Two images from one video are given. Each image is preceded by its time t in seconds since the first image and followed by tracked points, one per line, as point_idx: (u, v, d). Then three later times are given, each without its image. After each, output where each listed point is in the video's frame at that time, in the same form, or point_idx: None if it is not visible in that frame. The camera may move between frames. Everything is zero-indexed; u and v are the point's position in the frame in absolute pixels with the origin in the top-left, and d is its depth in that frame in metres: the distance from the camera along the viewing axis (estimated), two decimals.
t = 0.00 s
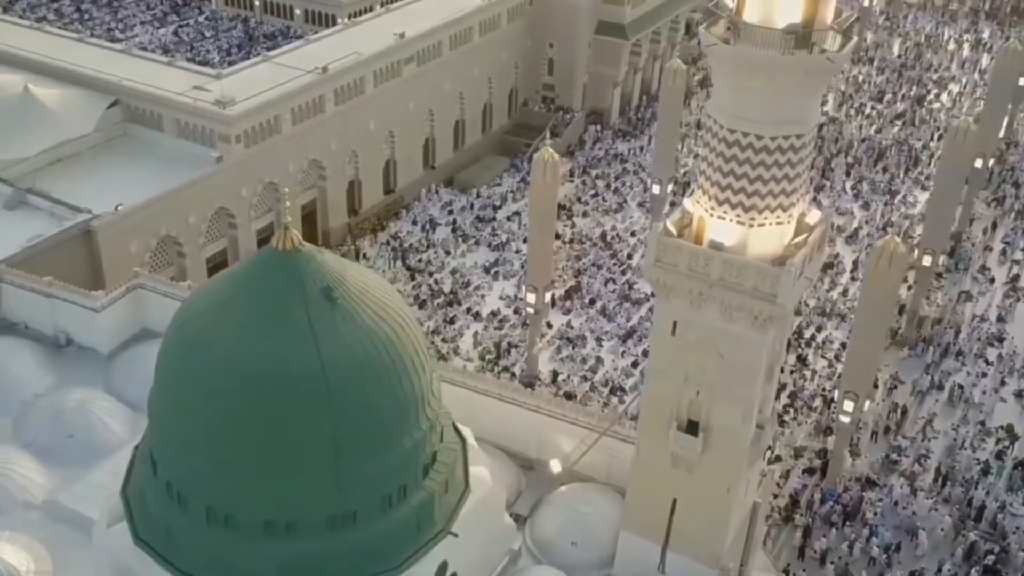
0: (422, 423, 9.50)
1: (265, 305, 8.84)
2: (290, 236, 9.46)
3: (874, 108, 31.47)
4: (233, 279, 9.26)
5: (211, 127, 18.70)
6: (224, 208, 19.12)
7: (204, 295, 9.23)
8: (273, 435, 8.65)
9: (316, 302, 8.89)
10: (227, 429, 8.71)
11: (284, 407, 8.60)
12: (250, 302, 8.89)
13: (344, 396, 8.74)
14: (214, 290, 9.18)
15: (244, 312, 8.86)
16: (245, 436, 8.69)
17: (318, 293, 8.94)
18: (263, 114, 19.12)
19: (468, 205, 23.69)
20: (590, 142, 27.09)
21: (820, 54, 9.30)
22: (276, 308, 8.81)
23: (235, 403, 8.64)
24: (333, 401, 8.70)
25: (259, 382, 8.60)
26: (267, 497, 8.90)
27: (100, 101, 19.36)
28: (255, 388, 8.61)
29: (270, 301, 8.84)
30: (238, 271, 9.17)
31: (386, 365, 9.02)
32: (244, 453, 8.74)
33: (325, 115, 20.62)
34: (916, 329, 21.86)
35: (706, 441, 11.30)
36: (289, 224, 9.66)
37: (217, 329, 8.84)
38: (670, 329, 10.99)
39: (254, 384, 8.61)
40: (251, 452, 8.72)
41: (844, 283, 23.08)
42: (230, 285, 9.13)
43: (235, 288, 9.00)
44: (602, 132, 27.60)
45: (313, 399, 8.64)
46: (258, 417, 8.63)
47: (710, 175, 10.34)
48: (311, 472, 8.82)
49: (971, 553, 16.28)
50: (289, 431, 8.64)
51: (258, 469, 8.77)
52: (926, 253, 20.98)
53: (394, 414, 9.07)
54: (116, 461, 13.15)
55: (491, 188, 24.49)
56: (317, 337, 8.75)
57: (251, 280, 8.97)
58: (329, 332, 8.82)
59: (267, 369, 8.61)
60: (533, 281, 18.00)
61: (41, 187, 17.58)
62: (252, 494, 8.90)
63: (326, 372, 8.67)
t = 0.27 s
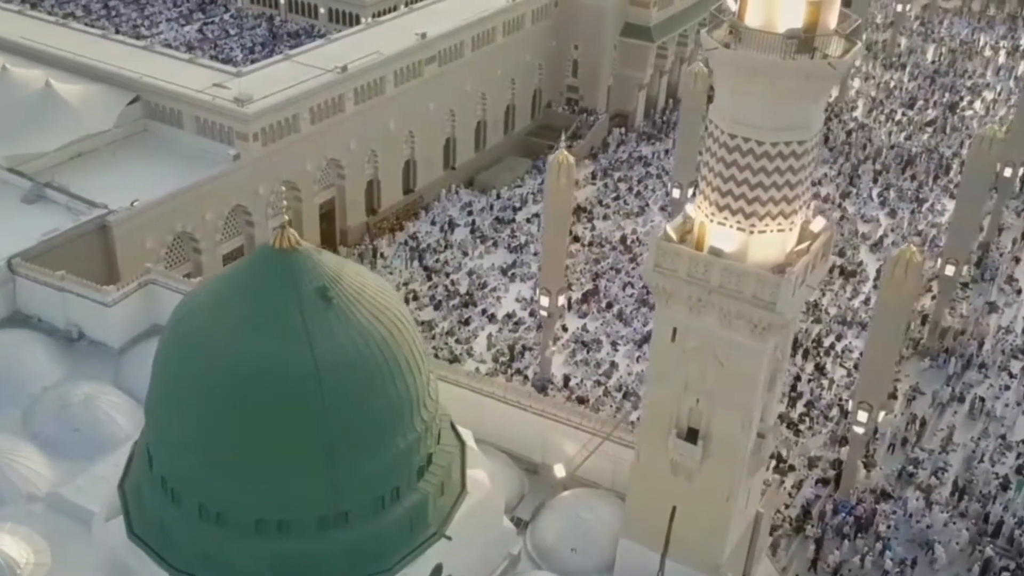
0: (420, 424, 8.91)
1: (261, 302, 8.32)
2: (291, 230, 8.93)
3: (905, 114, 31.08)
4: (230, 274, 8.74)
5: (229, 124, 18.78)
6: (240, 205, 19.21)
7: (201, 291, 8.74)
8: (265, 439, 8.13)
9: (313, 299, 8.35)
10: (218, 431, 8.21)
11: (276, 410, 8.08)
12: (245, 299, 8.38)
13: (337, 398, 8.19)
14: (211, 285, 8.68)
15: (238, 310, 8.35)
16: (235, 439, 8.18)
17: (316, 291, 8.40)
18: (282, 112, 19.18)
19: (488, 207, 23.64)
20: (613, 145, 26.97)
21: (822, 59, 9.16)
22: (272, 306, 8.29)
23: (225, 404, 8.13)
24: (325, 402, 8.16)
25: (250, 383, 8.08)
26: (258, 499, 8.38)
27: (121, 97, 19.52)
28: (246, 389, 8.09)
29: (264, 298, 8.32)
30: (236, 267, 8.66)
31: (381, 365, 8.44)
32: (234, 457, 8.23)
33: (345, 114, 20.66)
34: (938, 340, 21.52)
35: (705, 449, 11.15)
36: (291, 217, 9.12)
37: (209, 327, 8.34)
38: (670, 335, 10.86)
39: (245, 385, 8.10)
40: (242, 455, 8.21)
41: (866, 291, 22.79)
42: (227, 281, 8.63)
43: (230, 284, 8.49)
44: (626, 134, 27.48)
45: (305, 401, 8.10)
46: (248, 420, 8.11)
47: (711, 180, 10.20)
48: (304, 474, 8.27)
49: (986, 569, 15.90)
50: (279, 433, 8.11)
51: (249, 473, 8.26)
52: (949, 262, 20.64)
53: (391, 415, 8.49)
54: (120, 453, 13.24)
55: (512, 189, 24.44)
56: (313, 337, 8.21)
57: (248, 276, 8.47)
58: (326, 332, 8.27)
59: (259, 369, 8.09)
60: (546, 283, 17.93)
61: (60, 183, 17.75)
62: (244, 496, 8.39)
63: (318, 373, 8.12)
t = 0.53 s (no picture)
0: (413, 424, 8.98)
1: (258, 300, 8.47)
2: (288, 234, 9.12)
3: (937, 121, 30.62)
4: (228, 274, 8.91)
5: (248, 122, 18.85)
6: (257, 203, 19.27)
7: (198, 289, 8.89)
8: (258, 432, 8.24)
9: (309, 297, 8.52)
10: (212, 426, 8.31)
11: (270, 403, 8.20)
12: (243, 296, 8.53)
13: (330, 394, 8.32)
14: (209, 284, 8.83)
15: (235, 307, 8.50)
16: (229, 434, 8.29)
17: (312, 290, 8.56)
18: (301, 110, 19.22)
19: (509, 208, 23.56)
20: (637, 148, 26.80)
21: (824, 64, 8.97)
22: (268, 303, 8.45)
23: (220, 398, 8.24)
24: (318, 397, 8.28)
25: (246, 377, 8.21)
26: (249, 494, 8.45)
27: (142, 93, 19.67)
28: (242, 383, 8.22)
29: (261, 295, 8.48)
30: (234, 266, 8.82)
31: (374, 363, 8.57)
32: (227, 450, 8.33)
33: (365, 113, 20.68)
34: (962, 351, 21.15)
35: (704, 458, 10.99)
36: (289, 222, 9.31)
37: (206, 323, 8.49)
38: (670, 342, 10.72)
39: (240, 380, 8.22)
40: (234, 449, 8.31)
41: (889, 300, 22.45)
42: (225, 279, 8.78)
43: (228, 281, 8.65)
44: (650, 137, 27.30)
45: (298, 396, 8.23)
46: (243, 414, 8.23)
47: (712, 186, 10.05)
48: (295, 469, 8.36)
49: None
50: (271, 427, 8.22)
51: (241, 468, 8.35)
52: (973, 273, 20.27)
53: (383, 413, 8.60)
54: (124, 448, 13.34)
55: (533, 191, 24.35)
56: (308, 334, 8.37)
57: (246, 273, 8.63)
58: (321, 330, 8.43)
59: (254, 364, 8.22)
60: (560, 287, 17.82)
61: (79, 178, 17.92)
62: (236, 491, 8.46)
63: (312, 368, 8.27)
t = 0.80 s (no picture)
0: (409, 426, 8.82)
1: (255, 297, 8.38)
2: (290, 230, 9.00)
3: (982, 131, 29.98)
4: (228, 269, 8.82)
5: (275, 119, 18.94)
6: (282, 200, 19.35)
7: (198, 284, 8.81)
8: (250, 431, 8.16)
9: (307, 295, 8.40)
10: (205, 422, 8.24)
11: (262, 402, 8.11)
12: (240, 292, 8.44)
13: (321, 394, 8.20)
14: (208, 279, 8.75)
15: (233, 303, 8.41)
16: (222, 431, 8.22)
17: (310, 287, 8.44)
18: (328, 109, 19.27)
19: (537, 210, 23.43)
20: (671, 152, 26.56)
21: (826, 72, 8.78)
22: (265, 300, 8.34)
23: (214, 395, 8.17)
24: (309, 397, 8.18)
25: (240, 375, 8.13)
26: (238, 490, 8.38)
27: (172, 89, 19.86)
28: (235, 381, 8.14)
29: (258, 292, 8.38)
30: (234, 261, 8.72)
31: (370, 364, 8.44)
32: (220, 447, 8.26)
33: (393, 112, 20.68)
34: (995, 368, 20.61)
35: (704, 470, 10.79)
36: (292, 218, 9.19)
37: (204, 318, 8.41)
38: (670, 351, 10.54)
39: (234, 378, 8.14)
40: (227, 447, 8.24)
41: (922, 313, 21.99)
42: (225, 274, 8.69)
43: (227, 277, 8.56)
44: (685, 142, 27.03)
45: (289, 395, 8.13)
46: (235, 413, 8.15)
47: (713, 193, 9.86)
48: (287, 469, 8.27)
49: None
50: (261, 425, 8.13)
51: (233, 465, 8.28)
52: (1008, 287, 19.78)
53: (377, 414, 8.47)
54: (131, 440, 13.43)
55: (563, 194, 24.22)
56: (304, 332, 8.26)
57: (245, 269, 8.54)
58: (317, 328, 8.32)
59: (249, 362, 8.14)
60: (580, 292, 17.68)
61: (106, 171, 18.15)
62: (226, 487, 8.39)
63: (306, 368, 8.16)
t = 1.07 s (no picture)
0: (406, 426, 8.75)
1: (255, 295, 8.35)
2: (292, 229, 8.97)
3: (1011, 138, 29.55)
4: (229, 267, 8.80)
5: (292, 117, 18.98)
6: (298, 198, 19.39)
7: (199, 282, 8.79)
8: (247, 430, 8.14)
9: (307, 295, 8.37)
10: (203, 420, 8.24)
11: (260, 401, 8.09)
12: (240, 291, 8.41)
13: (318, 393, 8.17)
14: (209, 277, 8.73)
15: (233, 301, 8.39)
16: (220, 429, 8.21)
17: (310, 288, 8.40)
18: (345, 108, 19.28)
19: (556, 212, 23.34)
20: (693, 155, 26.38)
21: (828, 76, 8.64)
22: (265, 300, 8.32)
23: (211, 394, 8.16)
24: (306, 397, 8.14)
25: (238, 374, 8.11)
26: (234, 489, 8.36)
27: (191, 86, 19.97)
28: (234, 381, 8.12)
29: (258, 292, 8.35)
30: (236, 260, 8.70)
31: (369, 365, 8.39)
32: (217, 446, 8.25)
33: (411, 112, 20.67)
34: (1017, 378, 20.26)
35: (703, 477, 10.66)
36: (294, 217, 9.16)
37: (204, 317, 8.40)
38: (671, 356, 10.43)
39: (232, 377, 8.12)
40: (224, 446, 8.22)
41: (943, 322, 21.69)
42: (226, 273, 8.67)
43: (227, 275, 8.54)
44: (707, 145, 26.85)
45: (286, 395, 8.10)
46: (232, 411, 8.14)
47: (715, 198, 9.74)
48: (283, 468, 8.24)
49: None
50: (258, 424, 8.11)
51: (230, 464, 8.26)
52: None
53: (375, 414, 8.42)
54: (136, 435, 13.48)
55: (582, 196, 24.11)
56: (302, 333, 8.23)
57: (245, 268, 8.51)
58: (316, 329, 8.28)
59: (247, 361, 8.12)
60: (593, 294, 17.57)
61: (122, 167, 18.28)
62: (222, 486, 8.38)
63: (304, 367, 8.13)
